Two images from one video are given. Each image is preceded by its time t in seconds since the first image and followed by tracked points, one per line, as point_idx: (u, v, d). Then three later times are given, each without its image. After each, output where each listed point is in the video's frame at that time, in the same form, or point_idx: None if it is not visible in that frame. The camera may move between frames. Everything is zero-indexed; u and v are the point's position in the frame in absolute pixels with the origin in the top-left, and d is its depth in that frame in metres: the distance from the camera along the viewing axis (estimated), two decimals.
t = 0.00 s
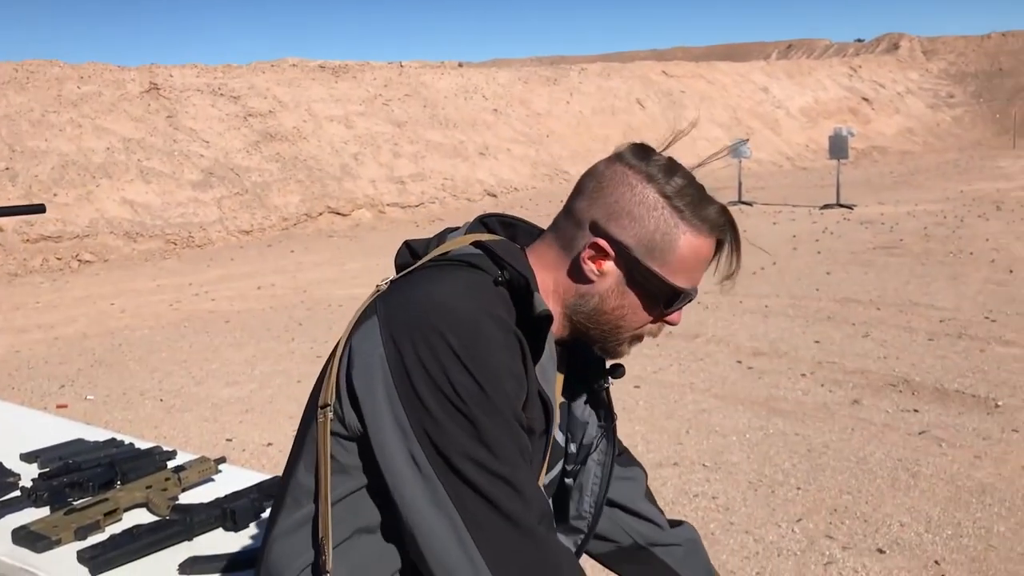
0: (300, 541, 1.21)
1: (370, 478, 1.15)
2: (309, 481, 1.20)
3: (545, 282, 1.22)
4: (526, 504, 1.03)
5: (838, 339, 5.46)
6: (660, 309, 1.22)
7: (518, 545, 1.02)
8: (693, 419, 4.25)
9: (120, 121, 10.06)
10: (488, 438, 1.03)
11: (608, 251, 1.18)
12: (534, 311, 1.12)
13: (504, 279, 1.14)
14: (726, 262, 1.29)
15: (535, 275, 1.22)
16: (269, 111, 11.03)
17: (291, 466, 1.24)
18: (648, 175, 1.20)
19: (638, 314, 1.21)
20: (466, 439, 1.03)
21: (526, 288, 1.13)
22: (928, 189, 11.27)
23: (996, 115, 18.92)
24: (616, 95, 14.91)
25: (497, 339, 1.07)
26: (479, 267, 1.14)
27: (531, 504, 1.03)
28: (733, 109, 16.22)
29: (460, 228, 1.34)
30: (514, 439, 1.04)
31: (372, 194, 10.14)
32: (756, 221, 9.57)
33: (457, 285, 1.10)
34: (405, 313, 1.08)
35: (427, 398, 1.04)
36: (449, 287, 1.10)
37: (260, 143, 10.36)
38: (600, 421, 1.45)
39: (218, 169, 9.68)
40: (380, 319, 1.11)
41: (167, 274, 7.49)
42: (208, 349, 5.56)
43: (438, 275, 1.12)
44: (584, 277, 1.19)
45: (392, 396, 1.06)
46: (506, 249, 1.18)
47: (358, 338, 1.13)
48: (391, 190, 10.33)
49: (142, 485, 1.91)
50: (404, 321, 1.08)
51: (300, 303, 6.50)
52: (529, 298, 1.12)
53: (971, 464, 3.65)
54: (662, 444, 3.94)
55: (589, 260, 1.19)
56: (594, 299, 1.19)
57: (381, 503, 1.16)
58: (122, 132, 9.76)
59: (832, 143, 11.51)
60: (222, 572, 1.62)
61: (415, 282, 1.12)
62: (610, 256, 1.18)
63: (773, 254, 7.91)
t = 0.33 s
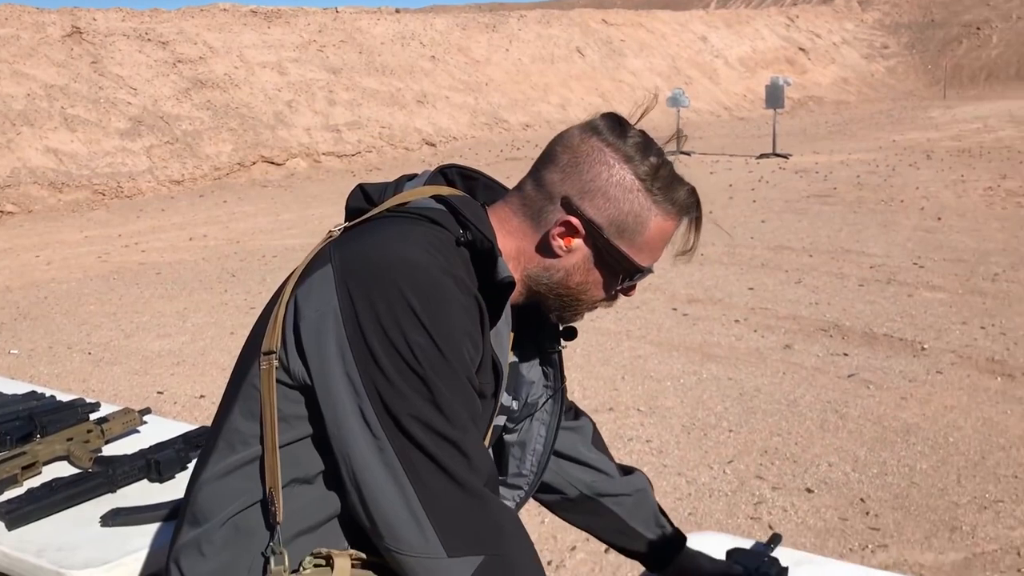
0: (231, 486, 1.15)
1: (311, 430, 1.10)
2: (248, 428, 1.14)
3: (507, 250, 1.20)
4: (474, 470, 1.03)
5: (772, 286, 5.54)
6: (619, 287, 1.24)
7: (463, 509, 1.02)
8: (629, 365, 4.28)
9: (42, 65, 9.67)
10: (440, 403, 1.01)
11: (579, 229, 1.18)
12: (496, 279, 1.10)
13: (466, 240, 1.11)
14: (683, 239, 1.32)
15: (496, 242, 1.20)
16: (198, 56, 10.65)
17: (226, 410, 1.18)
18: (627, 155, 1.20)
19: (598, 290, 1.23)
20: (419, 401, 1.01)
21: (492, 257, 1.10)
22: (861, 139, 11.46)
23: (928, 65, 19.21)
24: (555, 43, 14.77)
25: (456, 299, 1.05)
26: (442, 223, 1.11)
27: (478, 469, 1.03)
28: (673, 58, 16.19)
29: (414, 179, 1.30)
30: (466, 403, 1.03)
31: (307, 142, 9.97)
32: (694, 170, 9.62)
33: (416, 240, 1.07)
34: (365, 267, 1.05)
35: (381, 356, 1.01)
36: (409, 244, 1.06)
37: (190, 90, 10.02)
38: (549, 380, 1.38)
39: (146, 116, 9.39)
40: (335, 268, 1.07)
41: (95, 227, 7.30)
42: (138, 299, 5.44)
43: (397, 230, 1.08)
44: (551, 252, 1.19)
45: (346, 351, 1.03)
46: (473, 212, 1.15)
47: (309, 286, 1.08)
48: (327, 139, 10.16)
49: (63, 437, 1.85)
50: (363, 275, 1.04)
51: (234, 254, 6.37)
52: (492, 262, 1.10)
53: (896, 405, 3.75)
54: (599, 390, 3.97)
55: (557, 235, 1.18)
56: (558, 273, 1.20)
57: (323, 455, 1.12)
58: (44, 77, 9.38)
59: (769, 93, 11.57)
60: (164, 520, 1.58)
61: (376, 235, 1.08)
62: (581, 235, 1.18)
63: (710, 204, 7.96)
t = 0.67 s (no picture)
0: (141, 440, 1.10)
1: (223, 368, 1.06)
2: (158, 375, 1.09)
3: (430, 173, 1.18)
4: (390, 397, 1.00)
5: (706, 232, 5.59)
6: (545, 206, 1.23)
7: (380, 437, 0.99)
8: (566, 312, 4.29)
9: None
10: (358, 326, 0.98)
11: (504, 149, 1.17)
12: (415, 192, 1.09)
13: (382, 158, 1.09)
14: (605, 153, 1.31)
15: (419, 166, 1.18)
16: None
17: (133, 360, 1.12)
18: (547, 70, 1.19)
19: (525, 211, 1.21)
20: (331, 329, 0.98)
21: (413, 178, 1.09)
22: (795, 87, 11.55)
23: (860, 14, 19.39)
24: None
25: (374, 222, 1.02)
26: (357, 148, 1.09)
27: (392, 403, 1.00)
28: (609, 5, 16.07)
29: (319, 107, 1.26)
30: (384, 327, 1.00)
31: (236, 88, 9.71)
32: (631, 118, 9.61)
33: (332, 165, 1.04)
34: (278, 189, 1.01)
35: (293, 280, 0.98)
36: (324, 167, 1.03)
37: (112, 33, 9.55)
38: (470, 316, 1.31)
39: (66, 60, 9.00)
40: (245, 193, 1.03)
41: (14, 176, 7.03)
42: (61, 250, 5.27)
43: (313, 154, 1.05)
44: (477, 173, 1.18)
45: (258, 276, 0.99)
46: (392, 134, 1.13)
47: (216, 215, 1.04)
48: (257, 86, 9.91)
49: None
50: (275, 197, 1.01)
51: (162, 204, 6.19)
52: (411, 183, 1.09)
53: (826, 347, 3.83)
54: (536, 337, 3.98)
55: (483, 156, 1.17)
56: (484, 195, 1.18)
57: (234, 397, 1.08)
58: None
59: (706, 41, 11.56)
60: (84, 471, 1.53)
61: (289, 160, 1.04)
62: (506, 153, 1.17)
63: (646, 151, 7.97)
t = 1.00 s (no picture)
0: (139, 421, 1.03)
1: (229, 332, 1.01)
2: (148, 354, 1.01)
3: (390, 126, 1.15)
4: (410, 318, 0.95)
5: (668, 207, 5.62)
6: (502, 149, 1.22)
7: (405, 359, 0.94)
8: (530, 286, 4.31)
9: None
10: (362, 252, 0.93)
11: (462, 95, 1.15)
12: (391, 143, 1.05)
13: (349, 113, 1.05)
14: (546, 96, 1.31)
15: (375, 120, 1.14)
16: None
17: (112, 340, 1.05)
18: (496, 14, 1.17)
19: (483, 156, 1.20)
20: (352, 267, 0.93)
21: (383, 128, 1.05)
22: (755, 61, 11.62)
23: None
24: None
25: (368, 163, 0.99)
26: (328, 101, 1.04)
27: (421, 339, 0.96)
28: None
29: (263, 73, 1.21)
30: (389, 251, 0.96)
31: (192, 61, 9.55)
32: (592, 92, 9.61)
33: (315, 118, 0.99)
34: (255, 139, 0.96)
35: (308, 223, 0.92)
36: (298, 115, 0.99)
37: (63, 4, 9.26)
38: (422, 271, 1.25)
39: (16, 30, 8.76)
40: (228, 155, 0.96)
41: None
42: (16, 225, 5.17)
43: (284, 109, 1.00)
44: (436, 123, 1.15)
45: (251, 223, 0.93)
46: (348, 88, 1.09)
47: (197, 183, 0.97)
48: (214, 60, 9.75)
49: None
50: (254, 146, 0.95)
51: (119, 179, 6.09)
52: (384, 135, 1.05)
53: (786, 319, 3.89)
54: (500, 312, 3.99)
55: (441, 105, 1.15)
56: (445, 145, 1.16)
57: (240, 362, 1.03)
58: None
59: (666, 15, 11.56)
60: (46, 451, 1.52)
61: (258, 116, 1.00)
62: (465, 101, 1.15)
63: (608, 125, 7.99)
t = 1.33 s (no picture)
0: (162, 425, 1.06)
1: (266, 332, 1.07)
2: (173, 358, 1.06)
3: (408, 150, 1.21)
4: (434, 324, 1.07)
5: (656, 207, 5.66)
6: (509, 178, 1.29)
7: (434, 363, 1.06)
8: (520, 287, 4.33)
9: None
10: (396, 267, 1.04)
11: (482, 130, 1.21)
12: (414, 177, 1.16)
13: (375, 139, 1.12)
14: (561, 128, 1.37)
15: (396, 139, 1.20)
16: None
17: (133, 346, 1.08)
18: (523, 54, 1.23)
19: (494, 181, 1.27)
20: (385, 283, 1.03)
21: (410, 166, 1.15)
22: (740, 62, 11.67)
23: None
24: None
25: (392, 186, 1.09)
26: (347, 119, 1.11)
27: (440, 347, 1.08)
28: None
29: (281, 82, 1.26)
30: (416, 265, 1.07)
31: (179, 63, 9.51)
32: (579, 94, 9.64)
33: (344, 141, 1.08)
34: (292, 160, 1.03)
35: (346, 244, 1.02)
36: (326, 135, 1.07)
37: (49, 6, 9.21)
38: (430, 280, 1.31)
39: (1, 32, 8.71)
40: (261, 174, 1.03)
41: None
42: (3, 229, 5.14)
43: (311, 128, 1.08)
44: (452, 152, 1.22)
45: (291, 238, 1.01)
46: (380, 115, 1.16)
47: (229, 200, 1.04)
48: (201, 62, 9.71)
49: None
50: (292, 166, 1.03)
51: (107, 181, 6.07)
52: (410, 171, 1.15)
53: (773, 319, 3.92)
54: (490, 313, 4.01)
55: (461, 137, 1.21)
56: (458, 171, 1.23)
57: (282, 356, 1.08)
58: None
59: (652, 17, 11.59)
60: (53, 453, 1.53)
61: (287, 134, 1.07)
62: (483, 135, 1.22)
63: (595, 127, 8.02)
